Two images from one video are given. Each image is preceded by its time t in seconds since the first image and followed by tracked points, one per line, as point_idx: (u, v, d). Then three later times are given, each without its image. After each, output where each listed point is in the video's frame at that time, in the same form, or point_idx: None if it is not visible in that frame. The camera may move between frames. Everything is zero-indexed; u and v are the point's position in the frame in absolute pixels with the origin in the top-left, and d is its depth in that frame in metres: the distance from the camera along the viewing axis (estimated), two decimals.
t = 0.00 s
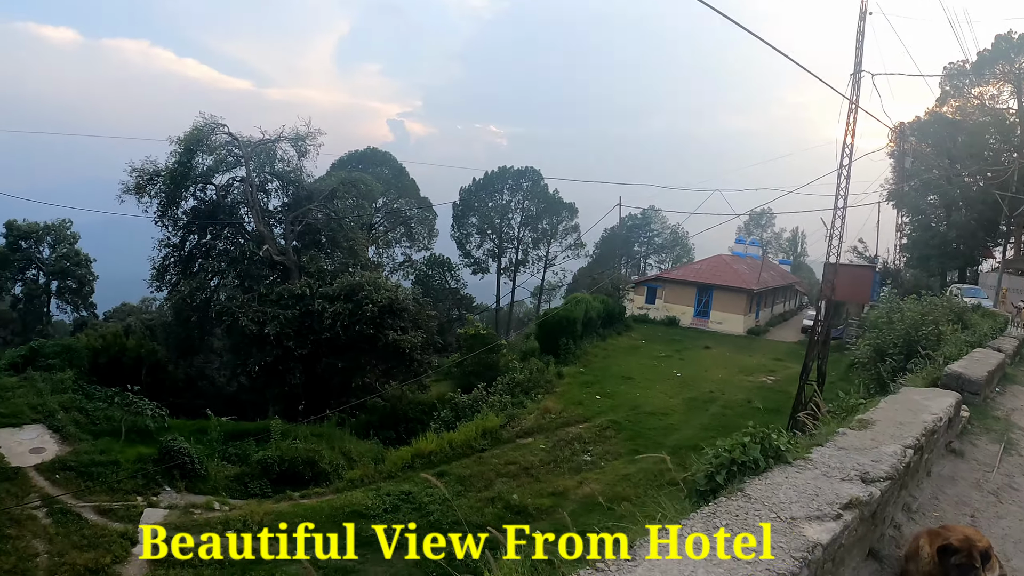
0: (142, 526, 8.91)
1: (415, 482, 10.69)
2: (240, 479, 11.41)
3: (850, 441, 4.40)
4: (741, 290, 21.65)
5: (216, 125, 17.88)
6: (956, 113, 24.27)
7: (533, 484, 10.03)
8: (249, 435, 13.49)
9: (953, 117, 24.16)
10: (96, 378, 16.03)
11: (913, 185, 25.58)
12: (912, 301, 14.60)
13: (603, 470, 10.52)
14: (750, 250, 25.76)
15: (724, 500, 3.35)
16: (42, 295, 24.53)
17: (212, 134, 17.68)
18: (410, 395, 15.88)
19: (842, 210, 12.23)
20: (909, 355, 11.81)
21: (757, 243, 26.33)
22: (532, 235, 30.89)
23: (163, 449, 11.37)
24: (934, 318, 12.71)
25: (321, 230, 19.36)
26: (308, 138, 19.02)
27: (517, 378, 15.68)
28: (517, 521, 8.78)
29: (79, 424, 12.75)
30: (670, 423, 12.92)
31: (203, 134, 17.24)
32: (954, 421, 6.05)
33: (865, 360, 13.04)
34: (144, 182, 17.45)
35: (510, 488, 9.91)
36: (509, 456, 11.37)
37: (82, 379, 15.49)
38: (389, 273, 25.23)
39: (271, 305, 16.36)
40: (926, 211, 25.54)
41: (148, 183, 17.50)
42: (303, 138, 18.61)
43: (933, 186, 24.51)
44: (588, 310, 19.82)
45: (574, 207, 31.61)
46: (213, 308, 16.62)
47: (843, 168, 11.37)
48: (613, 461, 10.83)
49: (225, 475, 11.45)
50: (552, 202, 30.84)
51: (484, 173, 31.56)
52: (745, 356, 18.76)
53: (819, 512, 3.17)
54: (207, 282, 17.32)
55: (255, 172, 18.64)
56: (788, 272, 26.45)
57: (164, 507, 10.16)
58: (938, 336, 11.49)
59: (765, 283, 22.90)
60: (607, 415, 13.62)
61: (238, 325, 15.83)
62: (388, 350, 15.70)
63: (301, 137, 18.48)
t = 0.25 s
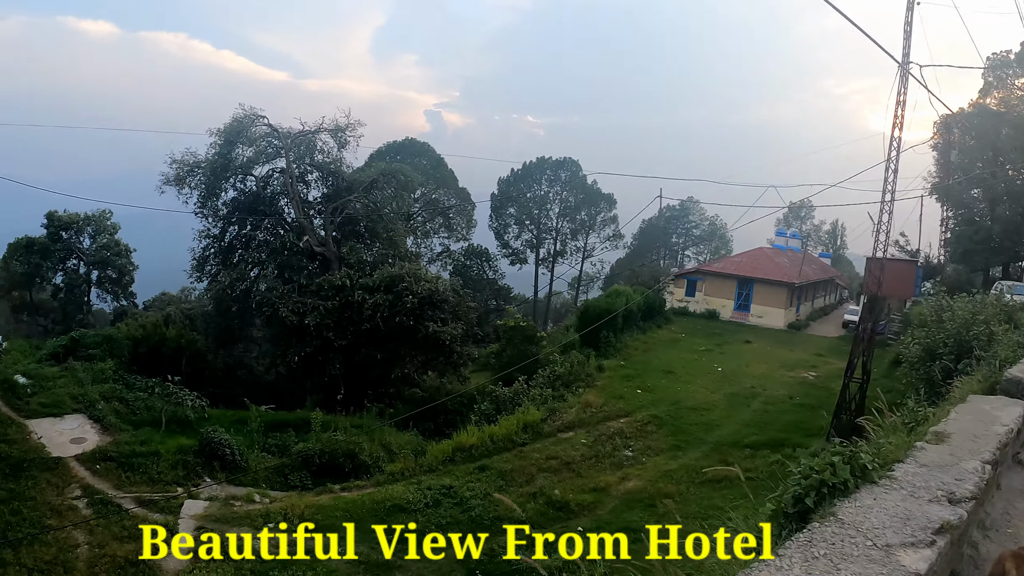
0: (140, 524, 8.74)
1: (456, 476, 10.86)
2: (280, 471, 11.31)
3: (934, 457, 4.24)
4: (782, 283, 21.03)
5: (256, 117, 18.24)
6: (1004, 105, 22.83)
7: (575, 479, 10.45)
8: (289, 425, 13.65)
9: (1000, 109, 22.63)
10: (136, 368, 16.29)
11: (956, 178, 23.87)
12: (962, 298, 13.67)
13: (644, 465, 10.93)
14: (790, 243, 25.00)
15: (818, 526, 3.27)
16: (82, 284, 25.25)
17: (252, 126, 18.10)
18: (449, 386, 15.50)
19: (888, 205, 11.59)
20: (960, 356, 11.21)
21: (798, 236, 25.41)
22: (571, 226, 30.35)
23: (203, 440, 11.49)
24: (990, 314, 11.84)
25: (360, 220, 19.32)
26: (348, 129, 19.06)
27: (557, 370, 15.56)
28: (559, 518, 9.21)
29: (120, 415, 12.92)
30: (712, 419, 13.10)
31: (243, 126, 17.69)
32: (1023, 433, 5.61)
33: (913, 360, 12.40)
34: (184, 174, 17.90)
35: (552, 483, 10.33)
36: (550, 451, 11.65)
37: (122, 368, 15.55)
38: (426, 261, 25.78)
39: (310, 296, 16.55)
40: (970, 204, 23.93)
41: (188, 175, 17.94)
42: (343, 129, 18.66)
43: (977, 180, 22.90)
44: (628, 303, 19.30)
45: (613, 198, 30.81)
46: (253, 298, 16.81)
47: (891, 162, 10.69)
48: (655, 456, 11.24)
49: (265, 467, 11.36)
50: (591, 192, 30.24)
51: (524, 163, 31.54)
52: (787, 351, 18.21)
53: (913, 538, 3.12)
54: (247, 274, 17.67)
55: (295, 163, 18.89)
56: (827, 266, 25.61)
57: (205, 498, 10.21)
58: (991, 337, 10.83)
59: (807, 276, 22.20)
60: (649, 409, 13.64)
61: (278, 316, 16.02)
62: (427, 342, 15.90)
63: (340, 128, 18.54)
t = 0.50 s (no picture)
0: (138, 524, 8.42)
1: (495, 467, 10.90)
2: (318, 459, 11.40)
3: (1012, 463, 5.93)
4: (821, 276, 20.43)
5: (294, 105, 18.39)
6: None
7: (615, 473, 10.57)
8: (325, 414, 13.65)
9: None
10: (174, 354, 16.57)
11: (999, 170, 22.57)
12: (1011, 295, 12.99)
13: (683, 459, 11.05)
14: (830, 237, 24.32)
15: (920, 538, 5.12)
16: (121, 271, 25.90)
17: (291, 114, 18.25)
18: (484, 374, 16.20)
19: (936, 196, 11.11)
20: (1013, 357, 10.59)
21: (838, 229, 24.61)
22: (608, 216, 30.07)
23: (241, 428, 11.46)
24: None
25: (398, 209, 19.42)
26: (386, 118, 19.08)
27: (595, 363, 15.40)
28: (598, 511, 9.49)
29: (157, 401, 13.06)
30: (752, 413, 12.89)
31: (281, 114, 18.01)
32: None
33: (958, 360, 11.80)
34: (223, 162, 18.33)
35: (592, 477, 10.44)
36: (589, 443, 11.68)
37: (160, 355, 15.74)
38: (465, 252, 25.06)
39: (348, 284, 16.59)
40: (1014, 199, 22.74)
41: (226, 163, 18.35)
42: (382, 118, 18.69)
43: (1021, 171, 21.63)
44: (667, 295, 19.06)
45: (650, 188, 30.23)
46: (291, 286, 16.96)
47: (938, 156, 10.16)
48: (695, 451, 11.31)
49: (301, 455, 11.50)
50: (628, 182, 29.76)
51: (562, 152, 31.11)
52: (826, 346, 17.71)
53: (1007, 552, 4.91)
54: (285, 261, 17.68)
55: (333, 151, 18.96)
56: (867, 260, 24.79)
57: (242, 486, 10.27)
58: None
59: (848, 270, 21.54)
60: (689, 403, 13.46)
61: (316, 304, 16.03)
62: (466, 331, 15.91)
63: (379, 116, 18.57)
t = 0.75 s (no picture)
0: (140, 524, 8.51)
1: (525, 474, 10.77)
2: (345, 463, 11.36)
3: None
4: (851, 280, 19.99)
5: (322, 105, 18.40)
6: None
7: (645, 482, 10.43)
8: (353, 417, 13.77)
9: None
10: (202, 355, 17.18)
11: None
12: None
13: (714, 468, 10.91)
14: (859, 239, 23.77)
15: None
16: (147, 268, 26.41)
17: (319, 114, 18.27)
18: (512, 377, 15.95)
19: (973, 202, 10.87)
20: None
21: (867, 231, 24.06)
22: (634, 217, 29.75)
23: (269, 432, 11.43)
24: None
25: (425, 210, 19.42)
26: (414, 118, 19.06)
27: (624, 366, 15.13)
28: (628, 522, 9.37)
29: (184, 402, 13.14)
30: (782, 421, 12.66)
31: (310, 115, 18.00)
32: None
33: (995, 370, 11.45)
34: (251, 162, 18.72)
35: (622, 485, 10.29)
36: (618, 450, 11.53)
37: (186, 355, 16.02)
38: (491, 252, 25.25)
39: (376, 285, 16.64)
40: None
41: (255, 163, 18.70)
42: (410, 118, 18.65)
43: None
44: (696, 298, 18.89)
45: (677, 189, 29.72)
46: (320, 287, 17.10)
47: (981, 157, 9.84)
48: (725, 459, 11.16)
49: (330, 459, 11.42)
50: (655, 182, 29.57)
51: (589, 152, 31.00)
52: (856, 351, 17.31)
53: None
54: (313, 261, 17.74)
55: (361, 151, 18.96)
56: (896, 263, 24.22)
57: (269, 492, 10.23)
58: None
59: (877, 274, 21.06)
60: (718, 409, 13.25)
61: (343, 305, 16.21)
62: (494, 334, 15.94)
63: (407, 117, 18.54)
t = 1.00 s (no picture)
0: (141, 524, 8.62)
1: (542, 481, 10.71)
2: (363, 468, 11.44)
3: None
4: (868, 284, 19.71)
5: (341, 107, 18.49)
6: None
7: (662, 490, 10.32)
8: (371, 420, 13.80)
9: None
10: (221, 356, 17.45)
11: None
12: None
13: (732, 477, 10.78)
14: (879, 243, 23.35)
15: None
16: (165, 267, 26.52)
17: (338, 117, 18.40)
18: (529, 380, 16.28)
19: (995, 209, 10.87)
20: None
21: (886, 234, 23.59)
22: (652, 217, 29.56)
23: (286, 436, 11.44)
24: None
25: (444, 211, 19.36)
26: (433, 120, 19.08)
27: (642, 372, 15.02)
28: (646, 532, 9.26)
29: (202, 406, 13.25)
30: (801, 428, 12.49)
31: (328, 116, 18.19)
32: None
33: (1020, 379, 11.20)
34: (269, 164, 18.71)
35: (640, 494, 10.19)
36: (636, 457, 11.42)
37: (204, 358, 16.18)
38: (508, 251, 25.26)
39: (393, 288, 16.56)
40: None
41: (273, 165, 18.71)
42: (428, 120, 18.61)
43: None
44: (714, 302, 18.89)
45: (694, 190, 29.69)
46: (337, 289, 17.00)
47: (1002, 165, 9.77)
48: (743, 468, 11.03)
49: (347, 464, 11.47)
50: (673, 183, 29.33)
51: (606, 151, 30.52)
52: (874, 357, 17.08)
53: None
54: (331, 263, 17.67)
55: (380, 153, 18.90)
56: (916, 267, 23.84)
57: (286, 497, 10.23)
58: None
59: (897, 279, 20.77)
60: (736, 416, 13.10)
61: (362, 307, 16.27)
62: (512, 337, 16.16)
63: (425, 119, 18.50)
